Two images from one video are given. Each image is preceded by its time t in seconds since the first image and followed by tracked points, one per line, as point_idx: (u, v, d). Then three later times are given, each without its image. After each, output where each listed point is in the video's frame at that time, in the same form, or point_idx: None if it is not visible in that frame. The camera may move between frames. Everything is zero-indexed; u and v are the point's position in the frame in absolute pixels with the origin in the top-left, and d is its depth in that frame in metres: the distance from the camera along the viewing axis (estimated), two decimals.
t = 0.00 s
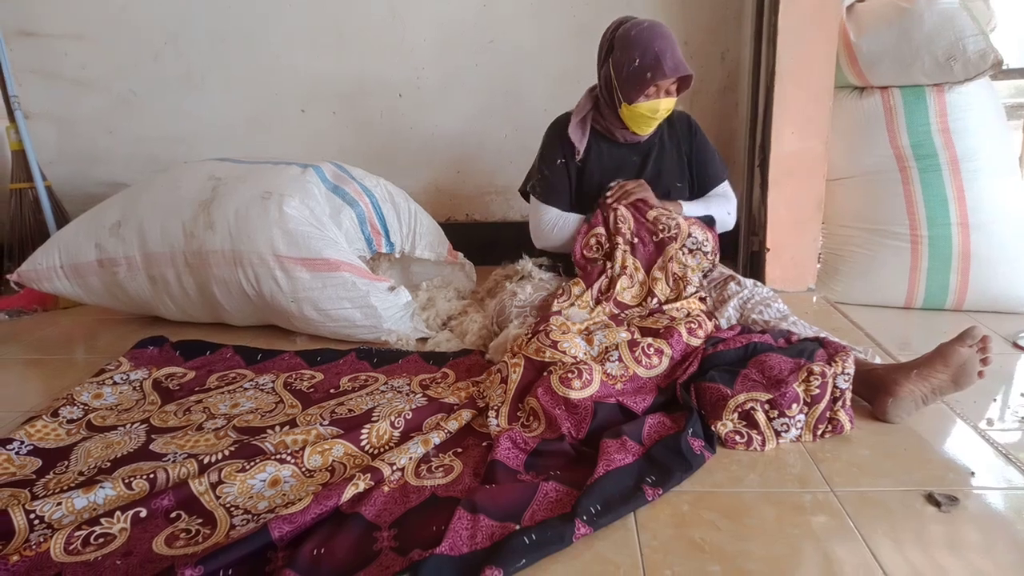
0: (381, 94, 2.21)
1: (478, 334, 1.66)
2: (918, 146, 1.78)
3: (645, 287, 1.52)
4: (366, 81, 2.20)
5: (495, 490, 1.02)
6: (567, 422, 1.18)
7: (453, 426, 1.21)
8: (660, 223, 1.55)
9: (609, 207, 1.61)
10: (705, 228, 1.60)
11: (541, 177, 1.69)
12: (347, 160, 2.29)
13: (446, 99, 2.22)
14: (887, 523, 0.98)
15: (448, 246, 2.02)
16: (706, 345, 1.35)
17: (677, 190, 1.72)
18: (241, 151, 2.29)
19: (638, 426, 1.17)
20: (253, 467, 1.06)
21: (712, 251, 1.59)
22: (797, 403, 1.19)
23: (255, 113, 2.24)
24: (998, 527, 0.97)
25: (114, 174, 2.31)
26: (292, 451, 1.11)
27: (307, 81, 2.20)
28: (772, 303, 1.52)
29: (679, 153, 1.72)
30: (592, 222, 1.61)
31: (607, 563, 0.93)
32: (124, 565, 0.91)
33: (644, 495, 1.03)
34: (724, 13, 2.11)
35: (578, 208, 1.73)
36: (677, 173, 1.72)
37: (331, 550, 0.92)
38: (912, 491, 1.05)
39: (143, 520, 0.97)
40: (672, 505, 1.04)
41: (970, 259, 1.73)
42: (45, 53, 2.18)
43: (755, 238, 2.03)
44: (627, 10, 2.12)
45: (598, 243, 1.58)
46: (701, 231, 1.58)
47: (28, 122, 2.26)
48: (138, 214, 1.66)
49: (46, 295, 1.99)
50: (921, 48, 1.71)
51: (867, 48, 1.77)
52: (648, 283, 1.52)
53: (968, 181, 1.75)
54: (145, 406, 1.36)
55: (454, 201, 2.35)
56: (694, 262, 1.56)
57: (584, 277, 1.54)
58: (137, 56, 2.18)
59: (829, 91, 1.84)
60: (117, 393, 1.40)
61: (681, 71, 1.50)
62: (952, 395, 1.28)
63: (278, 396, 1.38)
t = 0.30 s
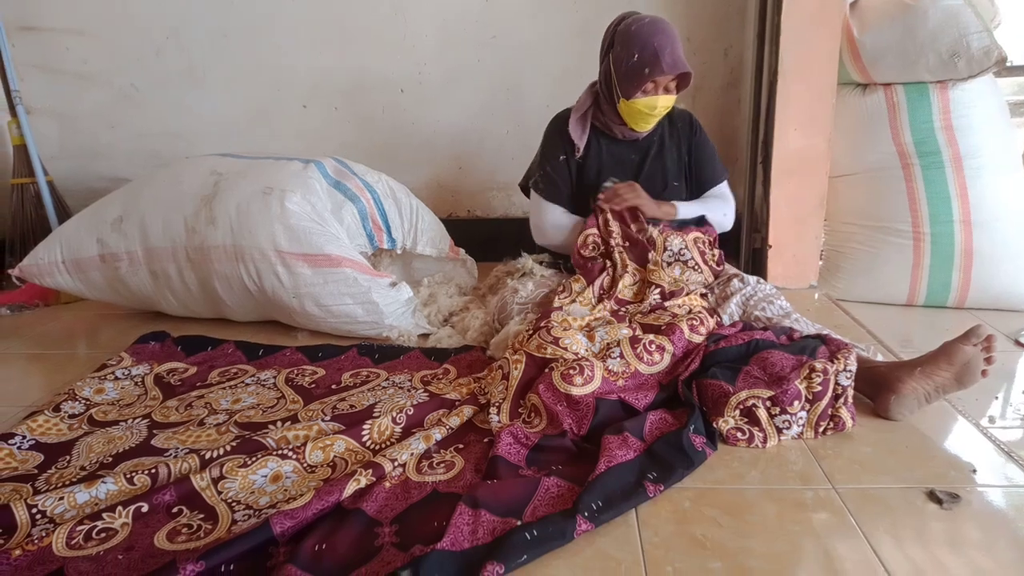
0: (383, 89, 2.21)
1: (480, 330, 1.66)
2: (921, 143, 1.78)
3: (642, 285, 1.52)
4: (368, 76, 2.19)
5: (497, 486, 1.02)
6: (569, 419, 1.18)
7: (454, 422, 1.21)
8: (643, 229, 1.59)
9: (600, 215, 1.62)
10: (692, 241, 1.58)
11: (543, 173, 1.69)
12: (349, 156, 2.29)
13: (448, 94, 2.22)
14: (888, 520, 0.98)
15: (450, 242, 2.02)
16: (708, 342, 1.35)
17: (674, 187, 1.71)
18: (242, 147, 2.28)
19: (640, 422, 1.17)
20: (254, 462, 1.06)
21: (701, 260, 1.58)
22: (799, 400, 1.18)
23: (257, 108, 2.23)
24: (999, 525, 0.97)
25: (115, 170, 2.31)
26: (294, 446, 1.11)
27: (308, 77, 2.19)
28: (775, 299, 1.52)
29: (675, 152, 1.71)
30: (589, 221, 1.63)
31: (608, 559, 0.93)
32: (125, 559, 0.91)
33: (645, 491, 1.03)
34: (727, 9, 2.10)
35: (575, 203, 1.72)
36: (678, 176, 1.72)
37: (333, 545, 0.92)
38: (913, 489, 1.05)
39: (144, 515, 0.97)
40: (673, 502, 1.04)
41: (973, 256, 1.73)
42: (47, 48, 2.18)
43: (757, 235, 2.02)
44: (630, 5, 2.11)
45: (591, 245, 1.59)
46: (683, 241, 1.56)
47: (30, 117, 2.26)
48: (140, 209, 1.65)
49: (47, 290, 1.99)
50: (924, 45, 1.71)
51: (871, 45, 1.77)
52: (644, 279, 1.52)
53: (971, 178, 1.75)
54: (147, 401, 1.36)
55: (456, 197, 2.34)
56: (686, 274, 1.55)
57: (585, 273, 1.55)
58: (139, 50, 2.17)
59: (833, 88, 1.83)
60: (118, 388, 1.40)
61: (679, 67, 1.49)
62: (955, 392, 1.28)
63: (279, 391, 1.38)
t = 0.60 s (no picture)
0: (384, 89, 2.21)
1: (481, 330, 1.66)
2: (922, 143, 1.78)
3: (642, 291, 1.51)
4: (369, 76, 2.19)
5: (498, 486, 1.02)
6: (570, 419, 1.18)
7: (455, 422, 1.21)
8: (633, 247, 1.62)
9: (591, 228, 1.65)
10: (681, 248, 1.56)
11: (529, 177, 1.72)
12: (350, 155, 2.29)
13: (449, 94, 2.22)
14: (889, 521, 0.98)
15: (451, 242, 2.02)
16: (709, 342, 1.35)
17: (674, 188, 1.71)
18: (243, 147, 2.28)
19: (641, 422, 1.17)
20: (255, 462, 1.06)
21: (688, 271, 1.53)
22: (800, 401, 1.18)
23: (258, 108, 2.23)
24: (1000, 526, 0.96)
25: (116, 169, 2.31)
26: (294, 446, 1.11)
27: (309, 76, 2.19)
28: (777, 300, 1.52)
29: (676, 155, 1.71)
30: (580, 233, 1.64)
31: (609, 559, 0.93)
32: (126, 559, 0.91)
33: (646, 492, 1.03)
34: (728, 9, 2.10)
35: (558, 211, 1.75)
36: (682, 181, 1.72)
37: (333, 545, 0.92)
38: (915, 489, 1.05)
39: (145, 515, 0.97)
40: (674, 502, 1.04)
41: (974, 257, 1.73)
42: (48, 48, 2.18)
43: (758, 236, 2.02)
44: (631, 5, 2.11)
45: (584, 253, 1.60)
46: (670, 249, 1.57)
47: (31, 117, 2.26)
48: (141, 209, 1.65)
49: (48, 290, 1.99)
50: (925, 45, 1.70)
51: (872, 44, 1.77)
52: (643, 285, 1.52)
53: (972, 179, 1.75)
54: (148, 401, 1.36)
55: (456, 197, 2.34)
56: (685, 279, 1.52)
57: (585, 273, 1.53)
58: (141, 50, 2.17)
59: (834, 88, 1.83)
60: (119, 388, 1.40)
61: (674, 71, 1.49)
62: (956, 393, 1.28)
63: (280, 391, 1.38)
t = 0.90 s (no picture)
0: (383, 91, 2.21)
1: (480, 332, 1.66)
2: (921, 146, 1.79)
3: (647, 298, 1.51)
4: (368, 78, 2.19)
5: (497, 488, 1.02)
6: (569, 422, 1.18)
7: (454, 424, 1.21)
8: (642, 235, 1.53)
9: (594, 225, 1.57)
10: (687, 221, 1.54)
11: (533, 179, 1.70)
12: (350, 157, 2.29)
13: (448, 97, 2.22)
14: (889, 524, 0.98)
15: (450, 244, 2.02)
16: (708, 344, 1.35)
17: (670, 188, 1.70)
18: (243, 149, 2.29)
19: (640, 425, 1.17)
20: (254, 464, 1.06)
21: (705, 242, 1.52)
22: (799, 403, 1.18)
23: (258, 110, 2.24)
24: (999, 528, 0.96)
25: (116, 171, 2.31)
26: (294, 448, 1.11)
27: (309, 79, 2.20)
28: (776, 302, 1.52)
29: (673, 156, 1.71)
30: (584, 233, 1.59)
31: (608, 561, 0.93)
32: (125, 562, 0.91)
33: (646, 494, 1.03)
34: (727, 12, 2.11)
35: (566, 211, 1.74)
36: (680, 185, 1.71)
37: (333, 548, 0.92)
38: (914, 492, 1.05)
39: (144, 517, 0.97)
40: (673, 505, 1.04)
41: (973, 259, 1.73)
42: (48, 50, 2.18)
43: (757, 238, 2.02)
44: (631, 7, 2.11)
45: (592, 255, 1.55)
46: (677, 228, 1.52)
47: (31, 119, 2.26)
48: (141, 211, 1.66)
49: (47, 292, 1.99)
50: (924, 48, 1.71)
51: (871, 47, 1.77)
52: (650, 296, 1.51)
53: (970, 181, 1.75)
54: (147, 403, 1.36)
55: (456, 199, 2.35)
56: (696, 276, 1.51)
57: (588, 278, 1.52)
58: (140, 52, 2.18)
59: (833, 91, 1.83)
60: (118, 390, 1.40)
61: (672, 64, 1.50)
62: (954, 396, 1.28)
63: (279, 394, 1.38)
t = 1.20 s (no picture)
0: (383, 92, 2.21)
1: (479, 333, 1.66)
2: (920, 146, 1.79)
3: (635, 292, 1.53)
4: (368, 79, 2.20)
5: (496, 489, 1.02)
6: (568, 422, 1.18)
7: (453, 425, 1.21)
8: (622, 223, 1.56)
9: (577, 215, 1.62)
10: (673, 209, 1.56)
11: (526, 174, 1.72)
12: (349, 158, 2.29)
13: (448, 97, 2.22)
14: (888, 524, 0.98)
15: (449, 245, 2.02)
16: (707, 345, 1.35)
17: (663, 188, 1.70)
18: (242, 150, 2.29)
19: (639, 425, 1.17)
20: (253, 466, 1.06)
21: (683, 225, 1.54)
22: (798, 404, 1.19)
23: (257, 111, 2.24)
24: (998, 529, 0.96)
25: (115, 172, 2.31)
26: (292, 450, 1.11)
27: (308, 80, 2.20)
28: (775, 303, 1.49)
29: (671, 156, 1.71)
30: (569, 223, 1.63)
31: (607, 562, 0.93)
32: (124, 563, 0.91)
33: (644, 495, 1.03)
34: (726, 13, 2.11)
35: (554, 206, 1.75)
36: (677, 185, 1.72)
37: (331, 549, 0.92)
38: (913, 493, 1.05)
39: (142, 518, 0.97)
40: (672, 506, 1.04)
41: (971, 260, 1.73)
42: (47, 51, 2.18)
43: (757, 239, 2.03)
44: (630, 9, 2.11)
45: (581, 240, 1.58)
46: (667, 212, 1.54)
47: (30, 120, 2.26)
48: (139, 212, 1.66)
49: (46, 293, 1.99)
50: (923, 49, 1.71)
51: (869, 48, 1.77)
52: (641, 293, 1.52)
53: (969, 183, 1.75)
54: (146, 404, 1.36)
55: (455, 200, 2.35)
56: (671, 262, 1.51)
57: (578, 274, 1.53)
58: (140, 53, 2.18)
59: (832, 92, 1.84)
60: (117, 391, 1.40)
61: (676, 60, 1.50)
62: (953, 396, 1.28)
63: (278, 395, 1.38)
